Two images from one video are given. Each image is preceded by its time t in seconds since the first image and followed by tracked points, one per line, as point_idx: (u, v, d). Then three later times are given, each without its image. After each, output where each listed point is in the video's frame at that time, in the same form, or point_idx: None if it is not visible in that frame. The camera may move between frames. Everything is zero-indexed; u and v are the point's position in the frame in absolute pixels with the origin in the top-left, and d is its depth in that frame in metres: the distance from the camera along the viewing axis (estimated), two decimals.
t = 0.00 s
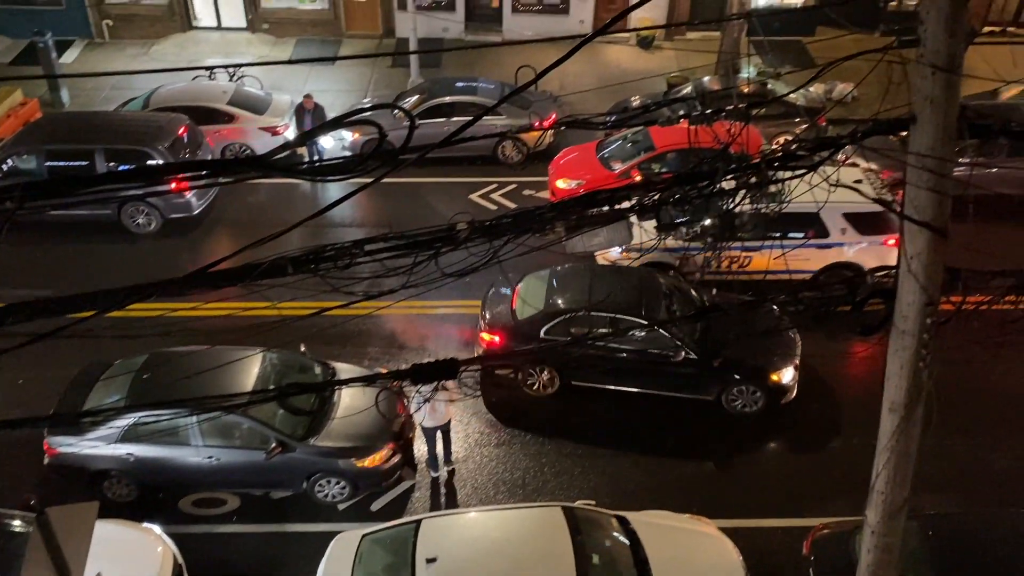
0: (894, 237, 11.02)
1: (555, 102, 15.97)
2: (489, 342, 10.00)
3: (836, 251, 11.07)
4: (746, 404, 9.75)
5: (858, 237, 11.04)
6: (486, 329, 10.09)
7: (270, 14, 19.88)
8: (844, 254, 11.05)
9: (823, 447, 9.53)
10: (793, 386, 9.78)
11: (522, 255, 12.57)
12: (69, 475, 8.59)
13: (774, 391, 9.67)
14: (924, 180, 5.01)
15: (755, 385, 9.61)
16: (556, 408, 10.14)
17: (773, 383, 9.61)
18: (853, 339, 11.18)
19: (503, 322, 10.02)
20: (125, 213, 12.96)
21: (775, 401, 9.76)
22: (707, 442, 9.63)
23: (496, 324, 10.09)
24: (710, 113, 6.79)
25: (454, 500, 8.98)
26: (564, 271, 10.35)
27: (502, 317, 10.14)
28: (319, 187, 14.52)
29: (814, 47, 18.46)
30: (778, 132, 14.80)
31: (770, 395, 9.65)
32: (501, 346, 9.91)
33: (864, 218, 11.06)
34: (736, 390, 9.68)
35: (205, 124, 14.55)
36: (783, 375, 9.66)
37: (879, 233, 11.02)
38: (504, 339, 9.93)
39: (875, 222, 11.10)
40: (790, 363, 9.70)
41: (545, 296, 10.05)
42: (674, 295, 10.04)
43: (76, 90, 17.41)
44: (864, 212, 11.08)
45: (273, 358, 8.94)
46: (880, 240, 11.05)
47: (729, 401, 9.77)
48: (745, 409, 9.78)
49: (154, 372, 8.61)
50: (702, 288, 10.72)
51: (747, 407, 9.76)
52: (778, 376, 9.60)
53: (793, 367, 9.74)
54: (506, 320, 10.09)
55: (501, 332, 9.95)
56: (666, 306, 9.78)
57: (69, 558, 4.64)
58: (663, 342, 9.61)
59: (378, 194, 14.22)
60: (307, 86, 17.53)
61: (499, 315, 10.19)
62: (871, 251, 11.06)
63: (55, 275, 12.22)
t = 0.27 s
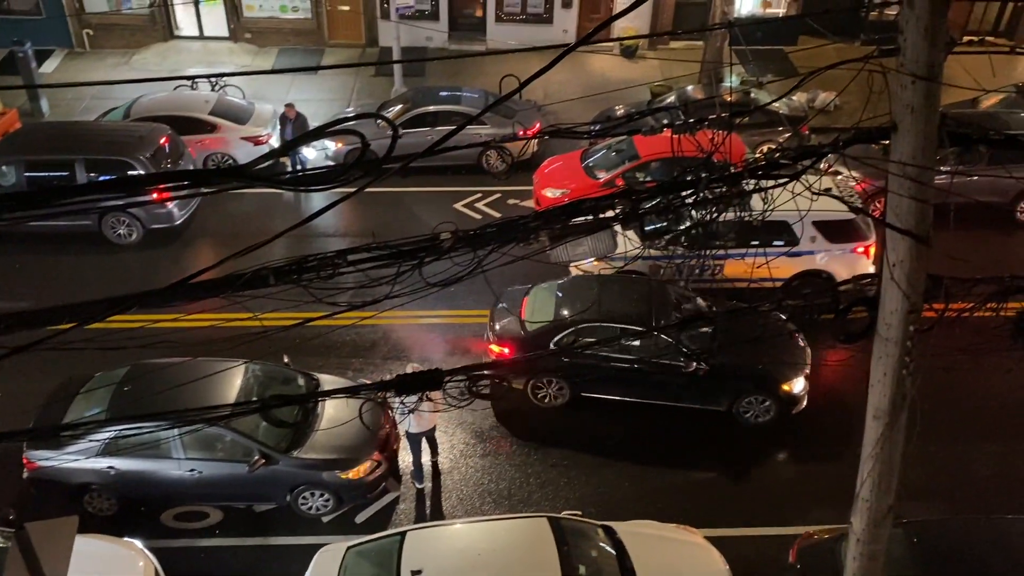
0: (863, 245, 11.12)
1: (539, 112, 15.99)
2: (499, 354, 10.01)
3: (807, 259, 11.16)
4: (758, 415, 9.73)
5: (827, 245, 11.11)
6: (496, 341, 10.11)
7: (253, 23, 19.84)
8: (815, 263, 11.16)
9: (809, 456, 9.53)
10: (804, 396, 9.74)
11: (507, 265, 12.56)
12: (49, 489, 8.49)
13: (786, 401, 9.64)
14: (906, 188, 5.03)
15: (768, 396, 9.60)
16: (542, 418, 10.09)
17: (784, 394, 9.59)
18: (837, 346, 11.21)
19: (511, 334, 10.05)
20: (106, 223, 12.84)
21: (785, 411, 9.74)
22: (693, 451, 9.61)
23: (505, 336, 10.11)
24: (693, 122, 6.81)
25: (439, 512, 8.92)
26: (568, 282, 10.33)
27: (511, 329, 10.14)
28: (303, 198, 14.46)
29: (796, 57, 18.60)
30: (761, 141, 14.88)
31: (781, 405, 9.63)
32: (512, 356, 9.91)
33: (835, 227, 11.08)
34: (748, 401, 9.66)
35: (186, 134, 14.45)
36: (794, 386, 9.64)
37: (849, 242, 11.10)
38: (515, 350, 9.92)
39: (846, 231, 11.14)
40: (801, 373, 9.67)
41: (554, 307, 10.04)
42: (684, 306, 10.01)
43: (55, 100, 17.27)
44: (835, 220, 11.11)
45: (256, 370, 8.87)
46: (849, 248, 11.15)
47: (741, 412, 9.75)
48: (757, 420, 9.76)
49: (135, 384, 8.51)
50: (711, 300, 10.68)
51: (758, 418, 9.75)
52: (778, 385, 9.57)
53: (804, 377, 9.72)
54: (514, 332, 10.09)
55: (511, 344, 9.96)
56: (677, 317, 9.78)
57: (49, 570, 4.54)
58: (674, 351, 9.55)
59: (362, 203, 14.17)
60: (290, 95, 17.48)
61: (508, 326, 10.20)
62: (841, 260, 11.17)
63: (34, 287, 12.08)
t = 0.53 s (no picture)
0: (837, 245, 11.24)
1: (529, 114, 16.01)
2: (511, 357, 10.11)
3: (782, 260, 11.19)
4: (772, 417, 9.75)
5: (801, 247, 11.20)
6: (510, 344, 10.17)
7: (241, 26, 19.80)
8: (791, 264, 11.18)
9: (800, 457, 9.56)
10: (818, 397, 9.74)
11: (498, 267, 12.57)
12: (37, 494, 8.44)
13: (799, 404, 9.64)
14: (894, 190, 5.07)
15: (770, 398, 9.62)
16: (532, 420, 10.10)
17: (799, 397, 9.59)
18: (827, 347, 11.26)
19: (525, 338, 10.09)
20: (94, 227, 12.77)
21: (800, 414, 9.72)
22: (683, 453, 9.64)
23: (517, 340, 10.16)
24: (683, 125, 6.85)
25: (431, 515, 8.90)
26: (575, 287, 10.37)
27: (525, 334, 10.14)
28: (292, 201, 14.44)
29: (785, 59, 18.67)
30: (751, 143, 14.93)
31: (796, 408, 9.62)
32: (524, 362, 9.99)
33: (808, 228, 11.26)
34: (761, 404, 9.69)
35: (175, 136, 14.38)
36: (809, 388, 9.64)
37: (823, 243, 11.21)
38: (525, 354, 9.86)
39: (819, 232, 11.31)
40: (816, 375, 9.69)
41: (567, 310, 10.05)
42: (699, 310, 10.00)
43: (43, 102, 17.20)
44: (808, 222, 11.28)
45: (245, 373, 8.85)
46: (823, 249, 11.23)
47: (754, 414, 9.77)
48: (771, 422, 9.78)
49: (124, 388, 8.47)
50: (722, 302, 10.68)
51: (772, 421, 9.76)
52: (774, 386, 9.58)
53: (817, 380, 9.73)
54: (527, 337, 10.12)
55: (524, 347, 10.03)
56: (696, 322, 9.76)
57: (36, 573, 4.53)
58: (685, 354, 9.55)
59: (352, 206, 14.15)
60: (279, 98, 17.45)
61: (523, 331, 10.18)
62: (815, 261, 11.22)
63: (22, 291, 12.02)
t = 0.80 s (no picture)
0: (814, 242, 11.22)
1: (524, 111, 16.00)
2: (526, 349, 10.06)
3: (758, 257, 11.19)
4: (791, 415, 9.71)
5: (779, 243, 11.19)
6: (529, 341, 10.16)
7: (237, 23, 19.74)
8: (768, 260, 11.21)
9: (795, 453, 9.59)
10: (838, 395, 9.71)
11: (493, 264, 12.58)
12: (33, 490, 8.42)
13: (818, 402, 9.61)
14: (889, 186, 5.08)
15: (765, 395, 9.63)
16: (528, 417, 10.11)
17: (817, 395, 9.55)
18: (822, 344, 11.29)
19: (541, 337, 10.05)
20: (89, 224, 12.74)
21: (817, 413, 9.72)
22: (679, 449, 9.65)
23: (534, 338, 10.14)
24: (678, 121, 6.86)
25: (427, 512, 8.90)
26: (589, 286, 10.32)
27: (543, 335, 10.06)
28: (287, 196, 14.43)
29: (780, 57, 18.70)
30: (747, 140, 14.94)
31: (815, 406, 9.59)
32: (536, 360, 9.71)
33: (785, 225, 11.23)
34: (780, 402, 9.65)
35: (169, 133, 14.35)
36: (828, 386, 9.59)
37: (800, 240, 11.21)
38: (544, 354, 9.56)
39: (796, 229, 11.28)
40: (834, 373, 9.63)
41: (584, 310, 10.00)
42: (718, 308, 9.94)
43: (37, 99, 17.14)
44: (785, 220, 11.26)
45: (241, 369, 8.84)
46: (800, 246, 11.23)
47: (773, 413, 9.73)
48: (789, 420, 9.74)
49: (120, 385, 8.46)
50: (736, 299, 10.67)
51: (791, 418, 9.73)
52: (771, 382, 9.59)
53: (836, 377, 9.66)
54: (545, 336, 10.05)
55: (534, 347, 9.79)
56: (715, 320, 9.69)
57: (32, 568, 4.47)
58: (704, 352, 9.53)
59: (347, 203, 14.13)
60: (275, 94, 17.43)
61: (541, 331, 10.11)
62: (792, 257, 11.25)
63: (16, 287, 11.98)
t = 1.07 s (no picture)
0: (795, 235, 11.21)
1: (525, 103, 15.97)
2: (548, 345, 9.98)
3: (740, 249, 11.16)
4: (815, 410, 9.68)
5: (762, 236, 11.16)
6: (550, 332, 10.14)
7: (237, 14, 19.67)
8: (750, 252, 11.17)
9: (794, 446, 9.60)
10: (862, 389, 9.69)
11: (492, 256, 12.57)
12: (33, 481, 8.43)
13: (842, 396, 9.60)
14: (889, 177, 5.07)
15: (765, 389, 9.64)
16: (528, 409, 10.12)
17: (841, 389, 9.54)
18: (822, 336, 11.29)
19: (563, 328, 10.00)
20: (89, 215, 12.73)
21: (841, 404, 9.72)
22: (679, 441, 9.66)
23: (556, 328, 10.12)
24: (677, 111, 6.85)
25: (427, 503, 8.92)
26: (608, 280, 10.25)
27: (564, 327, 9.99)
28: (287, 187, 14.42)
29: (781, 49, 18.66)
30: (747, 132, 14.93)
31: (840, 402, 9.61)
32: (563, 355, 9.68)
33: (767, 217, 11.19)
34: (805, 396, 9.60)
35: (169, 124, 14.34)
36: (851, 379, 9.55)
37: (781, 232, 11.19)
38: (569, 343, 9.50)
39: (779, 222, 11.24)
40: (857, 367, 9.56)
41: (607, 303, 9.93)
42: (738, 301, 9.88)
43: (37, 90, 17.10)
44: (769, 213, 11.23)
45: (241, 360, 8.86)
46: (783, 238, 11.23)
47: (797, 407, 9.68)
48: (812, 415, 9.71)
49: (120, 375, 8.46)
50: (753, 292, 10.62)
51: (814, 413, 9.70)
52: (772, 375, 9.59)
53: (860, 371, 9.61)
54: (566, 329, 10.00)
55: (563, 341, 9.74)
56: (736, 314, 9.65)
57: (35, 560, 4.43)
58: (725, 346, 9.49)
59: (347, 194, 14.12)
60: (275, 85, 17.39)
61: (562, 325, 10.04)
62: (774, 250, 11.25)
63: (16, 278, 11.98)
